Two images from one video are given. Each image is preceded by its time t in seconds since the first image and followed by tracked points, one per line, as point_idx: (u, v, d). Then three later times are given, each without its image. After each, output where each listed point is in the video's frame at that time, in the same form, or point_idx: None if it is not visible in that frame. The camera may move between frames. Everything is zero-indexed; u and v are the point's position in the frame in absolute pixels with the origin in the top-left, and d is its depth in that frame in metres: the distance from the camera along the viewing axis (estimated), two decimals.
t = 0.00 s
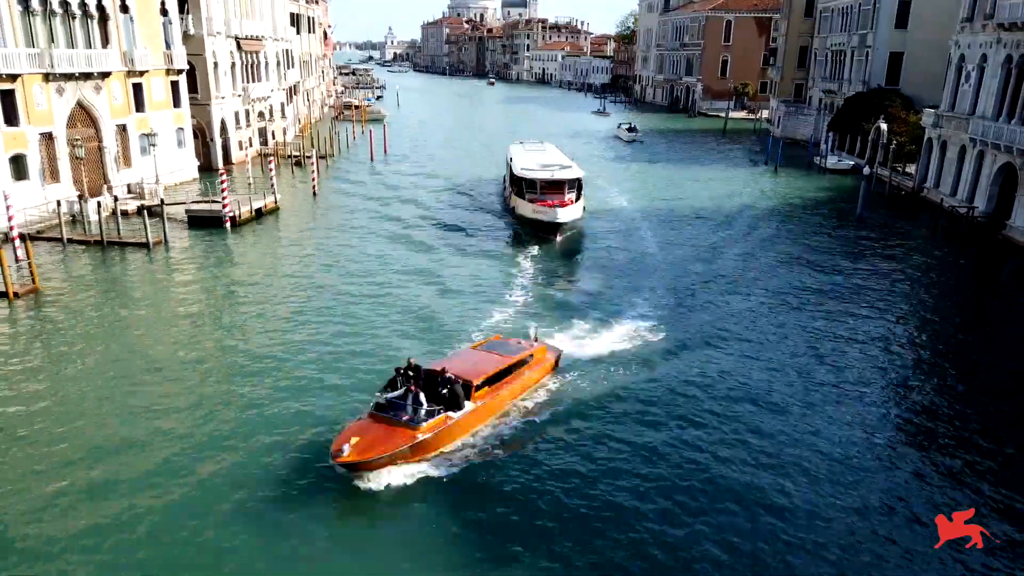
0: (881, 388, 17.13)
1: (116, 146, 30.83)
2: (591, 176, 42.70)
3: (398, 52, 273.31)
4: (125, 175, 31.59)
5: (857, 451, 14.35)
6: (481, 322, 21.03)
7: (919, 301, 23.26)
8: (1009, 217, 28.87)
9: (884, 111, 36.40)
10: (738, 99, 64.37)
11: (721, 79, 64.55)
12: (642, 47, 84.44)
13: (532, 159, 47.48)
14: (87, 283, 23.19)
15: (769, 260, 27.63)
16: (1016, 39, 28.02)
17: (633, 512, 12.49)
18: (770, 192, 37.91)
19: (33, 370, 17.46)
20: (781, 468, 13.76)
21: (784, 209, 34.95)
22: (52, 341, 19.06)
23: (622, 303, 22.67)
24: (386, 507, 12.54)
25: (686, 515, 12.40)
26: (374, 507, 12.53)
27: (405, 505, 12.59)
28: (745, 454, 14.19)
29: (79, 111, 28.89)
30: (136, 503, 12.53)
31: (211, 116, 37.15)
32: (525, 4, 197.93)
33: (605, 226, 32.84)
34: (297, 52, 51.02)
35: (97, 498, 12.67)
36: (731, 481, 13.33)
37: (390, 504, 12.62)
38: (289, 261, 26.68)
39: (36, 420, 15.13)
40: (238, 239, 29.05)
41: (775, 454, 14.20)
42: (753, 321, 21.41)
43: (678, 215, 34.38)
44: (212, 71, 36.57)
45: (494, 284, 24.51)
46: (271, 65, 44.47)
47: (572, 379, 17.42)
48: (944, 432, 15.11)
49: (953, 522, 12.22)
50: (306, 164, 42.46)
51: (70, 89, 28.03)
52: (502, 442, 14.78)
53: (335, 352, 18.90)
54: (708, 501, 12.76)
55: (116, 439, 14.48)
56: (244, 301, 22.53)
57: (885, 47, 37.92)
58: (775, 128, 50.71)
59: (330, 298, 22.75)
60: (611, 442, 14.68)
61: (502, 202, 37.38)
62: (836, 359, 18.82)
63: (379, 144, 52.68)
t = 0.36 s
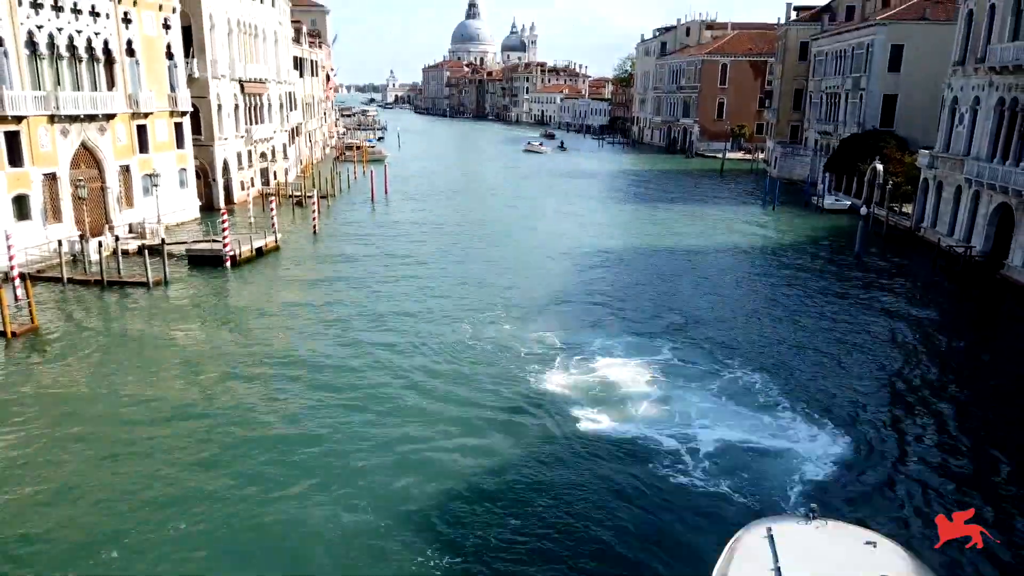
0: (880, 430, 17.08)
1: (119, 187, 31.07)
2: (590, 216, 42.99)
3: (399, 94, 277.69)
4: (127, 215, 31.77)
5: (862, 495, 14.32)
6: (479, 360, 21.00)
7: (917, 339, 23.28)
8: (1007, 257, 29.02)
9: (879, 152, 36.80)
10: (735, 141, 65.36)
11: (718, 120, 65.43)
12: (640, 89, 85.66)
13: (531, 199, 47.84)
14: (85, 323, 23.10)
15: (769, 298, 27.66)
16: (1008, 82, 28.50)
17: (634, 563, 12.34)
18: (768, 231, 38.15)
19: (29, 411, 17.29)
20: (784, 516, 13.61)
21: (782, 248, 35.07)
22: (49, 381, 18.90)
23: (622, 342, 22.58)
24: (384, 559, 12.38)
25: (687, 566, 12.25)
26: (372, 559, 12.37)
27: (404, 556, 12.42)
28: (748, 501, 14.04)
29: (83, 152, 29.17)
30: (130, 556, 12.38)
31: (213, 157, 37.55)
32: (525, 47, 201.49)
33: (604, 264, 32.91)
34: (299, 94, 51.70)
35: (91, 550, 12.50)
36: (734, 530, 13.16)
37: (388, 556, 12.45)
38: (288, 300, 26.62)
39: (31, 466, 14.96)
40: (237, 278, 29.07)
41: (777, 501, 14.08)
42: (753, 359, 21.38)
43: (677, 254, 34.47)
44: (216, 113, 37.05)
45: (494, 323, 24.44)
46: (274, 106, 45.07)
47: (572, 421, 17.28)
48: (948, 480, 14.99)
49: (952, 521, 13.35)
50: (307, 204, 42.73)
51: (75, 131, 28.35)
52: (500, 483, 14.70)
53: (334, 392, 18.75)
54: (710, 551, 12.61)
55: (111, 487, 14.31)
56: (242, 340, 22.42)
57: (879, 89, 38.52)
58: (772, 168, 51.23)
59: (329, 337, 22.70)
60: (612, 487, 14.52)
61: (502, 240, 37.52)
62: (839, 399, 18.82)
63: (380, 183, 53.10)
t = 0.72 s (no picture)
0: (881, 466, 16.99)
1: (120, 224, 31.18)
2: (589, 252, 43.18)
3: (399, 133, 281.32)
4: (127, 251, 31.84)
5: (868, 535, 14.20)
6: (479, 395, 20.89)
7: (917, 373, 23.23)
8: (1005, 294, 29.07)
9: (876, 189, 37.10)
10: (732, 178, 65.93)
11: (715, 158, 66.12)
12: (637, 128, 86.73)
13: (531, 236, 48.05)
14: (83, 359, 22.95)
15: (769, 333, 27.65)
16: (1001, 120, 28.89)
17: None
18: (766, 267, 38.32)
19: (24, 448, 17.08)
20: (789, 560, 13.45)
21: (782, 284, 35.12)
22: (44, 418, 18.70)
23: (623, 378, 22.45)
24: None
25: None
26: None
27: None
28: (751, 545, 13.88)
29: (86, 189, 29.37)
30: None
31: (214, 195, 37.84)
32: (524, 87, 204.51)
33: (604, 299, 32.89)
34: (301, 132, 52.27)
35: None
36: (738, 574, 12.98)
37: None
38: (287, 335, 26.52)
39: (24, 505, 14.73)
40: (237, 314, 28.99)
41: (781, 544, 13.91)
42: (756, 394, 21.28)
43: (676, 290, 34.48)
44: (218, 151, 37.39)
45: (494, 359, 24.29)
46: (275, 144, 45.51)
47: (574, 459, 17.06)
48: (949, 517, 14.92)
49: (952, 521, 14.61)
50: (307, 240, 42.88)
51: (77, 169, 28.52)
52: (500, 521, 14.53)
53: (332, 428, 18.56)
54: None
55: (106, 526, 14.08)
56: (240, 375, 22.27)
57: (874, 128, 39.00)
58: (769, 205, 51.59)
59: (328, 372, 22.62)
60: (614, 530, 14.30)
61: (501, 276, 37.58)
62: (842, 434, 18.71)
63: (380, 220, 53.36)
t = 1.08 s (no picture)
0: (884, 503, 16.78)
1: (120, 261, 31.24)
2: (589, 288, 43.22)
3: (399, 170, 283.81)
4: (127, 288, 31.85)
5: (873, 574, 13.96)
6: (477, 432, 20.70)
7: (919, 410, 23.09)
8: (1005, 331, 29.00)
9: (873, 227, 37.29)
10: (730, 215, 66.35)
11: (713, 196, 66.60)
12: (635, 165, 87.56)
13: (530, 273, 48.14)
14: (79, 396, 22.78)
15: (769, 369, 27.54)
16: (996, 159, 29.19)
17: None
18: (765, 303, 38.32)
19: (16, 486, 16.85)
20: None
21: (781, 320, 35.09)
22: (38, 456, 18.49)
23: (624, 414, 22.28)
24: None
25: None
26: None
27: None
28: None
29: (87, 226, 29.50)
30: None
31: (215, 232, 38.01)
32: (523, 125, 207.01)
33: (603, 336, 32.81)
34: (302, 170, 52.70)
35: None
36: None
37: None
38: (285, 372, 26.39)
39: (15, 544, 14.48)
40: (234, 351, 28.89)
41: None
42: (757, 431, 21.10)
43: (676, 326, 34.42)
44: (220, 188, 37.65)
45: (493, 395, 24.13)
46: (277, 182, 45.88)
47: (574, 495, 16.84)
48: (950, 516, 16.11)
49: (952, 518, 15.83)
50: (307, 277, 42.96)
51: (78, 207, 28.68)
52: (498, 560, 14.28)
53: (329, 465, 18.35)
54: None
55: (98, 565, 13.84)
56: (237, 412, 22.09)
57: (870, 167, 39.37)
58: (767, 242, 51.83)
59: (325, 409, 22.45)
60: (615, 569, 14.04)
61: (499, 312, 37.54)
62: (845, 471, 18.51)
63: (379, 257, 53.51)
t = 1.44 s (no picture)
0: (887, 540, 16.56)
1: (119, 297, 31.21)
2: (588, 324, 43.18)
3: (399, 206, 285.43)
4: (125, 324, 31.77)
5: None
6: (476, 468, 20.48)
7: (922, 446, 22.92)
8: (1006, 367, 28.82)
9: (871, 263, 37.39)
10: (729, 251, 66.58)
11: (712, 232, 66.92)
12: (633, 202, 88.17)
13: (529, 308, 48.09)
14: (74, 433, 22.55)
15: (770, 405, 27.36)
16: (992, 196, 29.42)
17: None
18: (765, 339, 38.25)
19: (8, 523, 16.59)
20: None
21: (781, 356, 34.97)
22: (31, 492, 18.24)
23: (624, 450, 22.07)
24: None
25: None
26: None
27: None
28: None
29: (87, 262, 29.55)
30: None
31: (215, 267, 38.07)
32: (522, 162, 208.87)
33: (602, 371, 32.64)
34: (302, 207, 53.00)
35: None
36: None
37: None
38: (282, 407, 26.17)
39: None
40: (232, 387, 28.69)
41: None
42: (759, 467, 20.88)
43: (675, 362, 34.27)
44: (220, 224, 37.81)
45: (492, 431, 23.93)
46: (277, 218, 46.09)
47: (574, 532, 16.60)
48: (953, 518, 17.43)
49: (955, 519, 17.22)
50: (306, 313, 42.90)
51: (79, 243, 28.77)
52: None
53: (325, 501, 18.11)
54: None
55: None
56: (233, 447, 21.86)
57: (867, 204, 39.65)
58: (766, 278, 51.89)
59: (323, 444, 22.25)
60: None
61: (498, 347, 37.41)
62: (848, 507, 18.28)
63: (379, 292, 53.48)
